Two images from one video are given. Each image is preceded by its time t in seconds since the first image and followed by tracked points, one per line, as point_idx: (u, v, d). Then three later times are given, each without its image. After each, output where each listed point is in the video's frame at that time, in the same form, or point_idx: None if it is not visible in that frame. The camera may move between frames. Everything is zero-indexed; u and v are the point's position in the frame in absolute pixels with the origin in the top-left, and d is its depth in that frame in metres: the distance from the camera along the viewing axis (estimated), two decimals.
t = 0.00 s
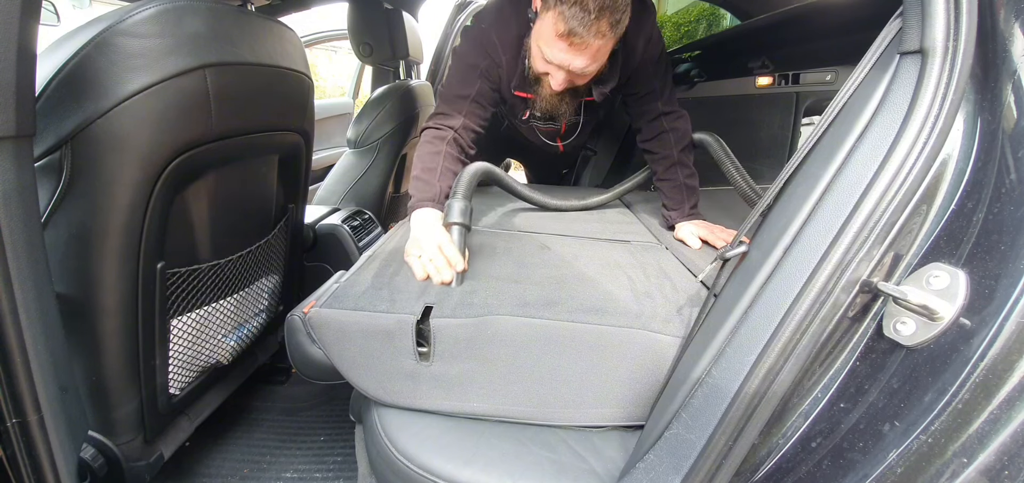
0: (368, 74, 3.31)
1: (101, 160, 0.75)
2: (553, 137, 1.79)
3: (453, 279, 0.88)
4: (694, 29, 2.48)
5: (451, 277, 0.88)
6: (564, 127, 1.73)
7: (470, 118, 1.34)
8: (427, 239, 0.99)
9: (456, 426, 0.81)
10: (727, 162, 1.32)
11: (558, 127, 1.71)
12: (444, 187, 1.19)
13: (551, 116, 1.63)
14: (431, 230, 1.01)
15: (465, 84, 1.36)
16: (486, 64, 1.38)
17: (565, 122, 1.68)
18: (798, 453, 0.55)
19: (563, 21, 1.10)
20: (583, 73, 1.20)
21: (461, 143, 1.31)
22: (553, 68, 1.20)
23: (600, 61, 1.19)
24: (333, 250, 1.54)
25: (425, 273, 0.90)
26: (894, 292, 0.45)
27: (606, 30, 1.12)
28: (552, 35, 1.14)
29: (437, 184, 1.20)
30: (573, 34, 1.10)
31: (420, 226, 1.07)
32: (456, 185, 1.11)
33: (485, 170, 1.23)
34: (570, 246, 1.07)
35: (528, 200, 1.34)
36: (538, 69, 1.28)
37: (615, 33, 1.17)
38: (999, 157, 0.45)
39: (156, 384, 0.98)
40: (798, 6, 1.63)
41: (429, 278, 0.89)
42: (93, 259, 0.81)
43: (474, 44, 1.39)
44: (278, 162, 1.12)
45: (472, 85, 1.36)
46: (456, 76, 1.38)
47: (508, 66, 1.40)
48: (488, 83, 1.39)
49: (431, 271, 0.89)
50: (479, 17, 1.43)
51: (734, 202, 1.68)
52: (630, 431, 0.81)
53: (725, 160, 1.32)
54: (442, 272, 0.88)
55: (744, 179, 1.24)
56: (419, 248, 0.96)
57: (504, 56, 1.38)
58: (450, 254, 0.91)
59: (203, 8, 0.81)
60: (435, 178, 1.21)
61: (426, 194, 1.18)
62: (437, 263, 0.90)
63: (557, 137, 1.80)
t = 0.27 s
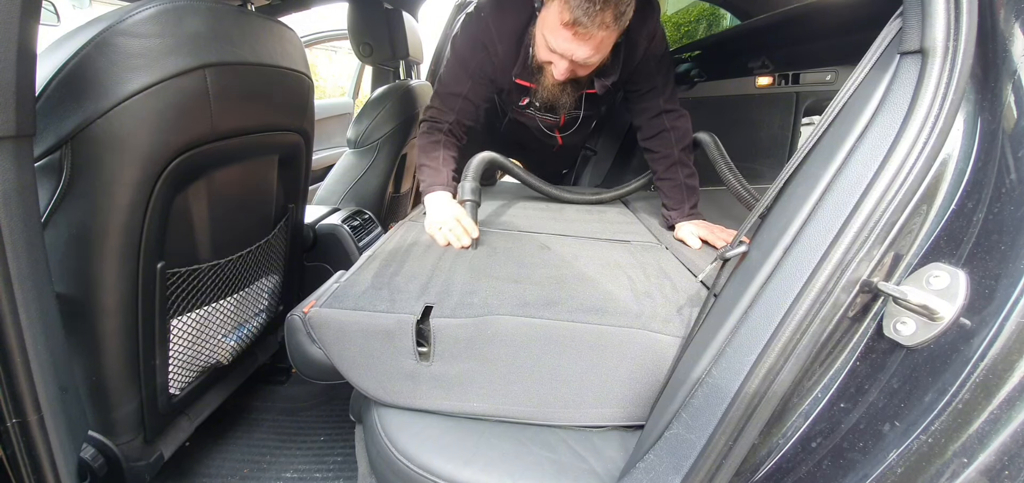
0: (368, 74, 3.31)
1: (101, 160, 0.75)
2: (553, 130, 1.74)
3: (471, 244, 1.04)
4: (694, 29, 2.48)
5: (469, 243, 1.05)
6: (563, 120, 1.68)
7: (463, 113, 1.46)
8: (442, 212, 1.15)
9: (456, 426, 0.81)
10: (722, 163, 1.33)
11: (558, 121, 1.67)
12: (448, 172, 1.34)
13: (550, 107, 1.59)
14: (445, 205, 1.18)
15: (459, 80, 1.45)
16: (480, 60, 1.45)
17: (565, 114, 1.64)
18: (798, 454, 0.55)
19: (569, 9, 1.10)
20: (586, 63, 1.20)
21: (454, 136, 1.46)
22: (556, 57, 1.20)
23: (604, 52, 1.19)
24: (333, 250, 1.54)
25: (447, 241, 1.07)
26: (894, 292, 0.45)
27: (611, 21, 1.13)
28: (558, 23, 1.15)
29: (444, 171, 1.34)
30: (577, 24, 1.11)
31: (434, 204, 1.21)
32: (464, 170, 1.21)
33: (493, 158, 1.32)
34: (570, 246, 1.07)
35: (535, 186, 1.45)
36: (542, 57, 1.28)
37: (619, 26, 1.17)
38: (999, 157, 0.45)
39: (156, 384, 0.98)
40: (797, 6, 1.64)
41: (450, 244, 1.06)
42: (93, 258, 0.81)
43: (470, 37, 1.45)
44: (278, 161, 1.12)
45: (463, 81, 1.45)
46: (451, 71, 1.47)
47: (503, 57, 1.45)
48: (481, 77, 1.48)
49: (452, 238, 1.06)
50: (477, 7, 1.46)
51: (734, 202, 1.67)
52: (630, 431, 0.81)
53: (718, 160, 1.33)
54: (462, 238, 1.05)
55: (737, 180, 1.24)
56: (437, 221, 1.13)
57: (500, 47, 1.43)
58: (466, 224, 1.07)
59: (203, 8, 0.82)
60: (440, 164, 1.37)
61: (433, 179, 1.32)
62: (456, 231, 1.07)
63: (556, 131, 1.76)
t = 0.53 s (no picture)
0: (368, 74, 3.30)
1: (101, 160, 0.75)
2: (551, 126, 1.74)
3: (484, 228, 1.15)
4: (694, 29, 2.48)
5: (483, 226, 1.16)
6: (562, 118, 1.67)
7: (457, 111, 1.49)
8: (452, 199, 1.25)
9: (456, 426, 0.81)
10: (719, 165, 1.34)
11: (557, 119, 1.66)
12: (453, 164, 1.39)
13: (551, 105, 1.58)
14: (453, 191, 1.27)
15: (457, 80, 1.46)
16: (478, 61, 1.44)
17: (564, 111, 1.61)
18: (798, 454, 0.55)
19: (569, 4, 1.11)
20: (585, 59, 1.20)
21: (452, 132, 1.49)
22: (556, 52, 1.20)
23: (603, 47, 1.19)
24: (333, 249, 1.54)
25: (460, 225, 1.17)
26: (894, 292, 0.45)
27: (610, 16, 1.13)
28: (558, 17, 1.15)
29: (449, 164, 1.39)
30: (577, 18, 1.11)
31: (440, 191, 1.30)
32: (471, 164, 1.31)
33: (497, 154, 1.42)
34: (569, 246, 1.07)
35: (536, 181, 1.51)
36: (542, 53, 1.28)
37: (619, 20, 1.17)
38: (999, 156, 0.45)
39: (156, 384, 0.98)
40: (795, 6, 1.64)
41: (465, 229, 1.16)
42: (93, 258, 0.81)
43: (470, 36, 1.44)
44: (278, 161, 1.12)
45: (460, 83, 1.46)
46: (449, 71, 1.47)
47: (502, 57, 1.45)
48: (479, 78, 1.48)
49: (465, 223, 1.16)
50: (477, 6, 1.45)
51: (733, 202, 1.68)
52: (630, 431, 0.81)
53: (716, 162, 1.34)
54: (475, 222, 1.15)
55: (734, 181, 1.25)
56: (447, 208, 1.22)
57: (500, 48, 1.42)
58: (478, 210, 1.18)
59: (203, 8, 0.82)
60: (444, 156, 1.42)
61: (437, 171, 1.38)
62: (468, 217, 1.17)
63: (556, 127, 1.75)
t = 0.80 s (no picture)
0: (368, 74, 3.30)
1: (101, 160, 0.75)
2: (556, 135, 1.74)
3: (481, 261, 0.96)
4: (694, 29, 2.48)
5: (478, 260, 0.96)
6: (568, 126, 1.70)
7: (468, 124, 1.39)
8: (443, 225, 1.04)
9: (456, 426, 0.81)
10: (715, 163, 1.33)
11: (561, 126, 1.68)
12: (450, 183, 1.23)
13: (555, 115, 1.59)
14: (447, 215, 1.08)
15: (466, 88, 1.39)
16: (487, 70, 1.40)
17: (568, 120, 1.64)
18: (798, 454, 0.55)
19: (569, 13, 1.11)
20: (588, 67, 1.20)
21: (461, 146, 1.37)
22: (558, 62, 1.20)
23: (605, 55, 1.19)
24: (333, 249, 1.54)
25: (453, 258, 0.97)
26: (895, 292, 0.45)
27: (612, 22, 1.13)
28: (558, 27, 1.15)
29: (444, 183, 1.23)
30: (578, 27, 1.11)
31: (433, 214, 1.12)
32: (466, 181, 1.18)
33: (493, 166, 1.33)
34: (569, 246, 1.07)
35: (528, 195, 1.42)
36: (543, 65, 1.28)
37: (620, 27, 1.18)
38: (999, 156, 0.45)
39: (156, 384, 0.98)
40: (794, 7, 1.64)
41: (457, 262, 0.96)
42: (93, 259, 0.81)
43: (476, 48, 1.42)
44: (278, 162, 1.12)
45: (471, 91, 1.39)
46: (457, 81, 1.41)
47: (508, 69, 1.44)
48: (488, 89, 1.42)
49: (459, 256, 0.97)
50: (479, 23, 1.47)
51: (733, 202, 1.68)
52: (630, 431, 0.81)
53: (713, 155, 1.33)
54: (470, 256, 0.96)
55: (732, 180, 1.24)
56: (439, 234, 1.03)
57: (505, 60, 1.43)
58: (473, 239, 0.99)
59: (203, 8, 0.82)
60: (440, 176, 1.26)
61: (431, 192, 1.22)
62: (463, 248, 0.97)
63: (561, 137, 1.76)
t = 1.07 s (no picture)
0: (368, 74, 3.30)
1: (101, 160, 0.75)
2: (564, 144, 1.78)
3: (470, 306, 0.78)
4: (694, 29, 2.48)
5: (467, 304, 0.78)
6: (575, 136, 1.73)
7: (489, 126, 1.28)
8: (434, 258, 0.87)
9: (456, 426, 0.81)
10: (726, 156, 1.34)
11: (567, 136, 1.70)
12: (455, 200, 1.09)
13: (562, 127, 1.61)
14: (442, 248, 0.91)
15: (482, 95, 1.32)
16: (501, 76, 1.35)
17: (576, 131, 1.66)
18: (798, 454, 0.55)
19: (575, 30, 1.10)
20: (594, 81, 1.20)
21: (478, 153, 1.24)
22: (564, 78, 1.20)
23: (611, 68, 1.19)
24: (333, 250, 1.54)
25: (436, 300, 0.80)
26: (895, 292, 0.45)
27: (618, 36, 1.13)
28: (564, 44, 1.14)
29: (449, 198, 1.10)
30: (585, 43, 1.10)
31: (429, 243, 0.96)
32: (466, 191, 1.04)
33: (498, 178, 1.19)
34: (569, 246, 1.07)
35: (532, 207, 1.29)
36: (548, 80, 1.28)
37: (625, 40, 1.17)
38: (999, 156, 0.45)
39: (156, 384, 0.98)
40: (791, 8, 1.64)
41: (442, 305, 0.79)
42: (93, 259, 0.81)
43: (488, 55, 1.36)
44: (278, 162, 1.12)
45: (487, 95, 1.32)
46: (470, 88, 1.33)
47: (522, 81, 1.40)
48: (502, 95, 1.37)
49: (444, 298, 0.79)
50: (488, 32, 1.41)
51: (735, 202, 1.68)
52: (630, 431, 0.81)
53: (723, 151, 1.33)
54: (457, 300, 0.78)
55: (746, 173, 1.25)
56: (425, 268, 0.85)
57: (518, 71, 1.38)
58: (463, 278, 0.81)
59: (203, 8, 0.81)
60: (451, 189, 1.13)
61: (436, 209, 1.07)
62: (450, 288, 0.80)
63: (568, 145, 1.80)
